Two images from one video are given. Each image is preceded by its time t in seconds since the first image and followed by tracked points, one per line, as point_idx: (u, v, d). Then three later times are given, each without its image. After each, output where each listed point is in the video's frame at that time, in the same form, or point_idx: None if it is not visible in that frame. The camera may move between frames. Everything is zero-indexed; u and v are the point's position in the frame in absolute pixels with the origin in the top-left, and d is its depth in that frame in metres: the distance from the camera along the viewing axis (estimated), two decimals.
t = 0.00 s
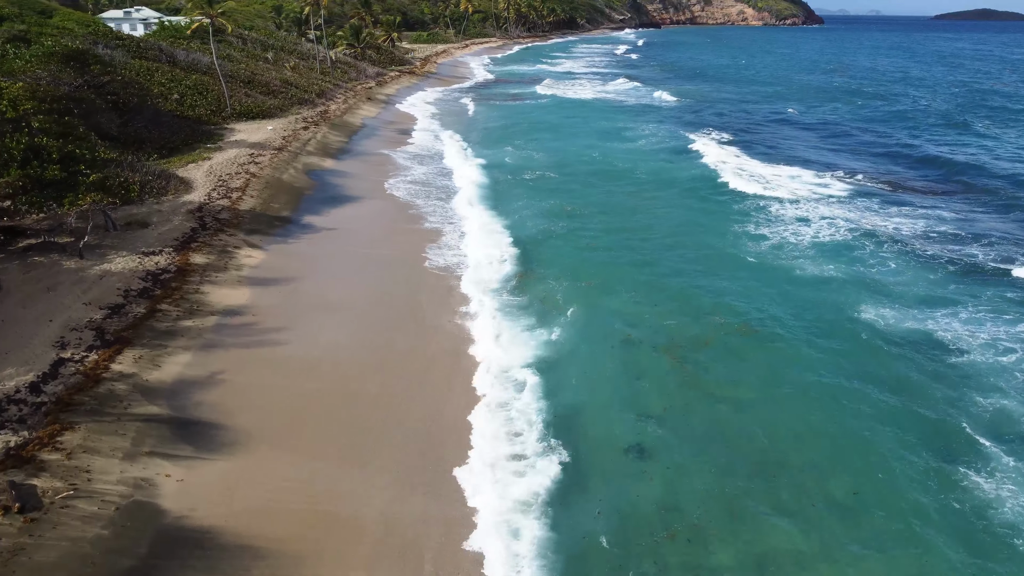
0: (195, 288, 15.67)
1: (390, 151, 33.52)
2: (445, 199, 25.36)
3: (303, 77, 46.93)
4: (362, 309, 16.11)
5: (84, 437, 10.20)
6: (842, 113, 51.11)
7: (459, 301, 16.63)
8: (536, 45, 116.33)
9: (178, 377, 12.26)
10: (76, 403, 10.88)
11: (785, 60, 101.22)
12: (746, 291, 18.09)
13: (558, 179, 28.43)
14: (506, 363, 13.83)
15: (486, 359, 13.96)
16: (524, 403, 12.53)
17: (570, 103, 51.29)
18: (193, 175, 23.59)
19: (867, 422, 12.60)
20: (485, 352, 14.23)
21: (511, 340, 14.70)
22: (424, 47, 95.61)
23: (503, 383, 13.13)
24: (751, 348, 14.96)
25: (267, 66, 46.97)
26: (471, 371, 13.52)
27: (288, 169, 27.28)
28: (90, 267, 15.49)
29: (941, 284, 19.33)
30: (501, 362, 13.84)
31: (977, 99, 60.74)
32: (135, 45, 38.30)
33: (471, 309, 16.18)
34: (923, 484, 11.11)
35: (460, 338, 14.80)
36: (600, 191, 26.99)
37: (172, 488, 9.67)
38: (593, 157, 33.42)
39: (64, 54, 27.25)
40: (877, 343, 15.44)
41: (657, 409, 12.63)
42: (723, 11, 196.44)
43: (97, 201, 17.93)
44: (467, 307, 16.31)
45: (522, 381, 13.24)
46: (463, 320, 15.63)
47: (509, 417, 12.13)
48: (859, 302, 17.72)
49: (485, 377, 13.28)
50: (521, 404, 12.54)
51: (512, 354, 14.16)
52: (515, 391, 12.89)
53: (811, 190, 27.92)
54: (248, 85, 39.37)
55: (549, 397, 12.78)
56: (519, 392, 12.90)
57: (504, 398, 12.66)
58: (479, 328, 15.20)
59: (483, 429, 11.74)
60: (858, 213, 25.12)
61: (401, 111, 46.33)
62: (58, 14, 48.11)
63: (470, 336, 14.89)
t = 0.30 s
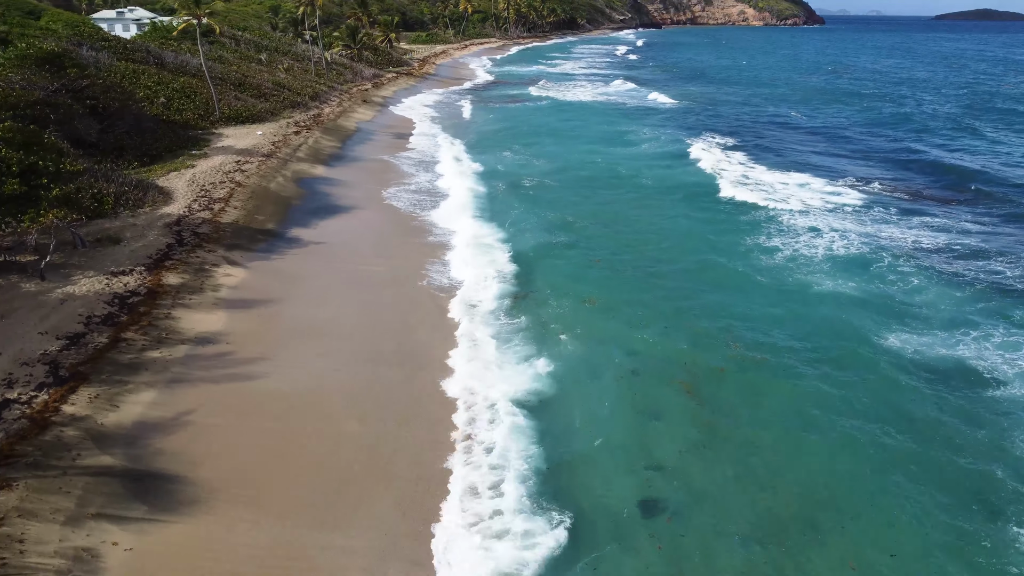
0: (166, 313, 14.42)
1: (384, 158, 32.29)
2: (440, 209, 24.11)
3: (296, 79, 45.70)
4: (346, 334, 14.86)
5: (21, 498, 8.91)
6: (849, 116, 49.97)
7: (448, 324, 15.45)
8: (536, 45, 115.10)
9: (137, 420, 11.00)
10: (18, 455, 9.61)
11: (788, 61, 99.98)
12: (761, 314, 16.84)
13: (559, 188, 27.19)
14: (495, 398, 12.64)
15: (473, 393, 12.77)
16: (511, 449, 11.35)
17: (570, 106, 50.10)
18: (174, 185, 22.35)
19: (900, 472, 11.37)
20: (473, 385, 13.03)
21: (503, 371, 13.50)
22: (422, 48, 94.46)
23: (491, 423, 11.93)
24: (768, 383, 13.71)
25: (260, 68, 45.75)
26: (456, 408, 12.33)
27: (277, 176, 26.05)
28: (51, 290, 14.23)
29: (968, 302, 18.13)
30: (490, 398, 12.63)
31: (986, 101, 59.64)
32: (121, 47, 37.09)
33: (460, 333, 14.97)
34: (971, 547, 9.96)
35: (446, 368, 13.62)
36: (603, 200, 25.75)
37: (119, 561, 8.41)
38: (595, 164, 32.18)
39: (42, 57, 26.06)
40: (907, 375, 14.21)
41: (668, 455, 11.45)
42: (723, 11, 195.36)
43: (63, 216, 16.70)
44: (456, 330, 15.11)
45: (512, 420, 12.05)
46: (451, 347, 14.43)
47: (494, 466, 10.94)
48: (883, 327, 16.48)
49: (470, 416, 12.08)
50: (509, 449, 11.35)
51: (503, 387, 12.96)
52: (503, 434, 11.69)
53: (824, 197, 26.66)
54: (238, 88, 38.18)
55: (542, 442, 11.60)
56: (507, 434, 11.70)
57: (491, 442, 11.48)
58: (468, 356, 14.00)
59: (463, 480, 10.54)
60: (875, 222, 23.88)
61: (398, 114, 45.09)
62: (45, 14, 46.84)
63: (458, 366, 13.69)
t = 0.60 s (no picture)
0: (131, 342, 13.16)
1: (377, 165, 30.99)
2: (433, 220, 22.80)
3: (289, 82, 44.49)
4: (326, 365, 13.65)
5: None
6: (855, 119, 48.86)
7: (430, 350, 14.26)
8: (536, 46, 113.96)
9: (87, 474, 9.77)
10: None
11: (790, 62, 98.90)
12: (778, 342, 15.59)
13: (560, 198, 25.89)
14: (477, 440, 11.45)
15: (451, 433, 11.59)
16: (491, 503, 10.17)
17: (571, 109, 48.91)
18: (153, 196, 21.13)
19: (938, 531, 10.16)
20: (453, 423, 11.85)
21: (488, 407, 12.31)
22: (421, 49, 93.14)
23: (470, 470, 10.75)
24: (786, 423, 12.49)
25: (252, 70, 44.47)
26: (432, 451, 11.15)
27: (264, 184, 24.84)
28: (4, 316, 12.96)
29: (1000, 322, 16.93)
30: (471, 439, 11.44)
31: (993, 103, 58.59)
32: (106, 49, 35.81)
33: (444, 362, 13.78)
34: None
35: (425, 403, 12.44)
36: (606, 211, 24.47)
37: None
38: (596, 171, 30.88)
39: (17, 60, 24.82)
40: (941, 413, 12.96)
41: (680, 516, 10.20)
42: (724, 11, 194.34)
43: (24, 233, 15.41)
44: (439, 358, 13.93)
45: (497, 469, 10.88)
46: (433, 377, 13.25)
47: (469, 522, 9.78)
48: (910, 356, 15.22)
49: (446, 461, 10.92)
50: (490, 504, 10.17)
51: (487, 427, 11.77)
52: (483, 484, 10.52)
53: (838, 204, 25.45)
54: (228, 91, 36.91)
55: (530, 495, 10.44)
56: (488, 485, 10.53)
57: (468, 493, 10.30)
58: (451, 389, 12.81)
59: (430, 541, 9.37)
60: (894, 231, 22.67)
61: (393, 117, 43.89)
62: (32, 15, 45.60)
63: (437, 400, 12.50)
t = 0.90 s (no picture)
0: (89, 377, 11.91)
1: (369, 173, 29.72)
2: (426, 233, 21.51)
3: (282, 83, 43.23)
4: (304, 402, 12.38)
5: None
6: (863, 122, 47.71)
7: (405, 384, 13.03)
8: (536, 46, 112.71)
9: (25, 543, 8.55)
10: None
11: (793, 63, 97.76)
12: (797, 372, 14.38)
13: (560, 208, 24.60)
14: (451, 495, 10.22)
15: (418, 486, 10.35)
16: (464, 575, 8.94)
17: (572, 112, 47.68)
18: (129, 209, 19.89)
19: None
20: (424, 474, 10.63)
21: (465, 454, 11.09)
22: (419, 49, 91.86)
23: (437, 532, 9.54)
24: (806, 473, 11.24)
25: (244, 72, 43.22)
26: (393, 508, 9.91)
27: (250, 194, 23.62)
28: None
29: None
30: (441, 492, 10.24)
31: (1001, 106, 57.47)
32: (91, 51, 34.56)
33: (420, 399, 12.54)
34: None
35: (389, 447, 11.21)
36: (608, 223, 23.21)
37: None
38: (598, 179, 29.64)
39: None
40: (985, 458, 11.78)
41: None
42: (725, 11, 193.20)
43: None
44: (415, 395, 12.69)
45: (478, 533, 9.68)
46: (406, 417, 12.03)
47: None
48: (941, 389, 13.96)
49: (409, 517, 9.75)
50: None
51: (463, 478, 10.56)
52: (457, 551, 9.29)
53: (854, 213, 24.24)
54: (218, 94, 35.68)
55: (519, 566, 9.22)
56: (464, 553, 9.31)
57: (430, 563, 9.07)
58: (426, 433, 11.58)
59: None
60: (915, 244, 21.46)
61: (389, 120, 42.68)
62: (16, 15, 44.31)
63: (405, 446, 11.27)
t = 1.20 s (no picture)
0: (35, 421, 10.64)
1: (361, 180, 28.42)
2: (417, 247, 20.22)
3: (274, 86, 42.02)
4: (275, 447, 11.12)
5: None
6: (872, 125, 46.51)
7: (371, 425, 11.75)
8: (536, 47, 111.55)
9: None
10: None
11: (797, 64, 96.55)
12: (821, 406, 13.14)
13: (560, 220, 23.31)
14: (416, 565, 9.02)
15: (371, 551, 9.17)
16: None
17: (573, 115, 46.44)
18: (102, 222, 18.66)
19: None
20: (384, 536, 9.45)
21: (436, 513, 9.88)
22: (418, 49, 90.54)
23: None
24: (828, 540, 9.96)
25: (235, 74, 41.95)
26: None
27: (235, 204, 22.39)
28: None
29: None
30: (401, 562, 9.05)
31: (1012, 109, 56.30)
32: (74, 52, 33.30)
33: (390, 445, 11.26)
34: None
35: (329, 504, 9.93)
36: (611, 236, 21.93)
37: None
38: (600, 187, 28.38)
39: None
40: None
41: None
42: (726, 11, 192.12)
43: None
44: (379, 439, 11.42)
45: None
46: (370, 465, 10.79)
47: None
48: (978, 432, 12.65)
49: None
50: None
51: (435, 544, 9.37)
52: None
53: (872, 224, 23.00)
54: (206, 97, 34.44)
55: None
56: None
57: None
58: (394, 487, 10.33)
59: None
60: (940, 259, 20.22)
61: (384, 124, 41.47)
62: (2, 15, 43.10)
63: (357, 503, 10.01)
